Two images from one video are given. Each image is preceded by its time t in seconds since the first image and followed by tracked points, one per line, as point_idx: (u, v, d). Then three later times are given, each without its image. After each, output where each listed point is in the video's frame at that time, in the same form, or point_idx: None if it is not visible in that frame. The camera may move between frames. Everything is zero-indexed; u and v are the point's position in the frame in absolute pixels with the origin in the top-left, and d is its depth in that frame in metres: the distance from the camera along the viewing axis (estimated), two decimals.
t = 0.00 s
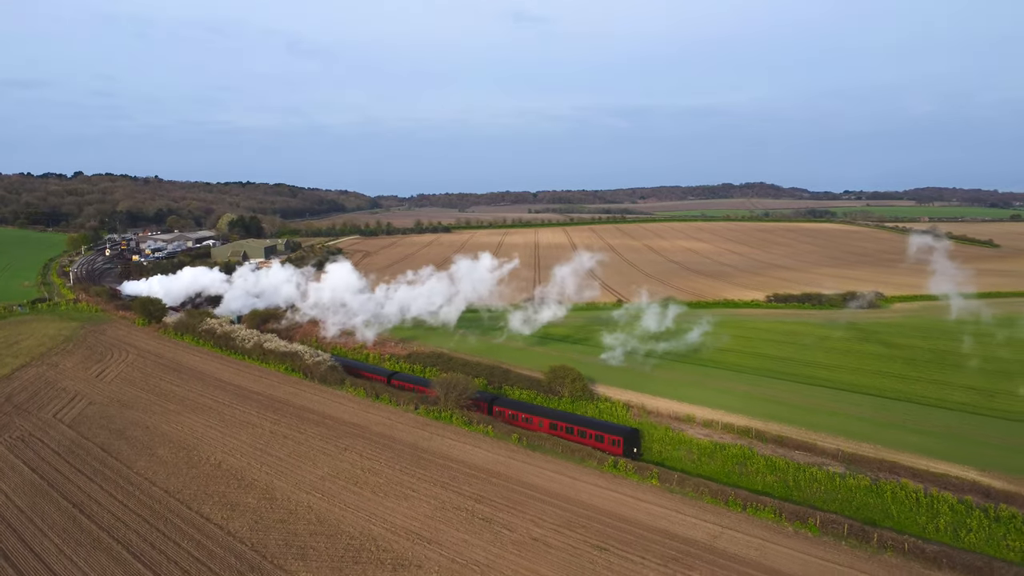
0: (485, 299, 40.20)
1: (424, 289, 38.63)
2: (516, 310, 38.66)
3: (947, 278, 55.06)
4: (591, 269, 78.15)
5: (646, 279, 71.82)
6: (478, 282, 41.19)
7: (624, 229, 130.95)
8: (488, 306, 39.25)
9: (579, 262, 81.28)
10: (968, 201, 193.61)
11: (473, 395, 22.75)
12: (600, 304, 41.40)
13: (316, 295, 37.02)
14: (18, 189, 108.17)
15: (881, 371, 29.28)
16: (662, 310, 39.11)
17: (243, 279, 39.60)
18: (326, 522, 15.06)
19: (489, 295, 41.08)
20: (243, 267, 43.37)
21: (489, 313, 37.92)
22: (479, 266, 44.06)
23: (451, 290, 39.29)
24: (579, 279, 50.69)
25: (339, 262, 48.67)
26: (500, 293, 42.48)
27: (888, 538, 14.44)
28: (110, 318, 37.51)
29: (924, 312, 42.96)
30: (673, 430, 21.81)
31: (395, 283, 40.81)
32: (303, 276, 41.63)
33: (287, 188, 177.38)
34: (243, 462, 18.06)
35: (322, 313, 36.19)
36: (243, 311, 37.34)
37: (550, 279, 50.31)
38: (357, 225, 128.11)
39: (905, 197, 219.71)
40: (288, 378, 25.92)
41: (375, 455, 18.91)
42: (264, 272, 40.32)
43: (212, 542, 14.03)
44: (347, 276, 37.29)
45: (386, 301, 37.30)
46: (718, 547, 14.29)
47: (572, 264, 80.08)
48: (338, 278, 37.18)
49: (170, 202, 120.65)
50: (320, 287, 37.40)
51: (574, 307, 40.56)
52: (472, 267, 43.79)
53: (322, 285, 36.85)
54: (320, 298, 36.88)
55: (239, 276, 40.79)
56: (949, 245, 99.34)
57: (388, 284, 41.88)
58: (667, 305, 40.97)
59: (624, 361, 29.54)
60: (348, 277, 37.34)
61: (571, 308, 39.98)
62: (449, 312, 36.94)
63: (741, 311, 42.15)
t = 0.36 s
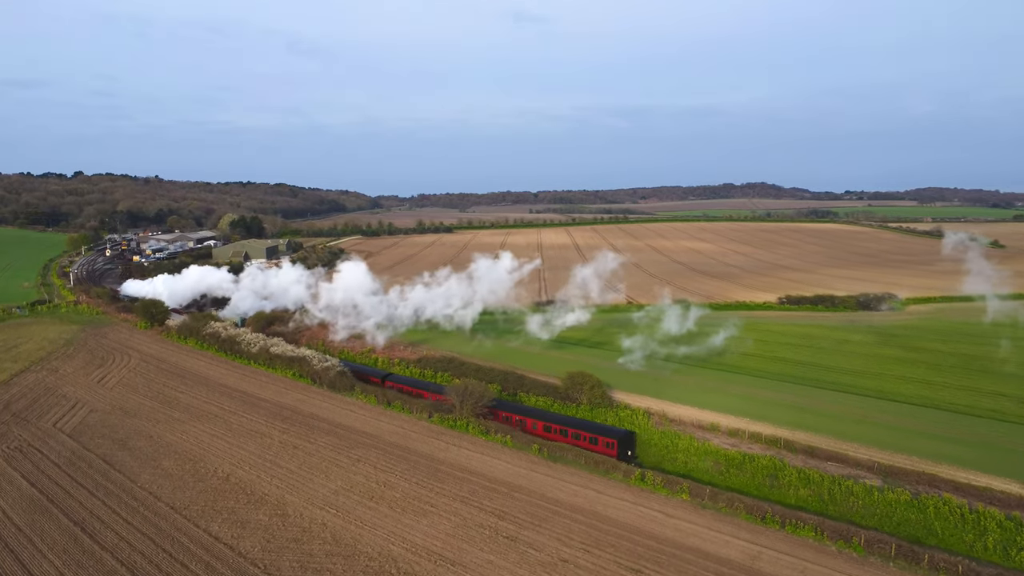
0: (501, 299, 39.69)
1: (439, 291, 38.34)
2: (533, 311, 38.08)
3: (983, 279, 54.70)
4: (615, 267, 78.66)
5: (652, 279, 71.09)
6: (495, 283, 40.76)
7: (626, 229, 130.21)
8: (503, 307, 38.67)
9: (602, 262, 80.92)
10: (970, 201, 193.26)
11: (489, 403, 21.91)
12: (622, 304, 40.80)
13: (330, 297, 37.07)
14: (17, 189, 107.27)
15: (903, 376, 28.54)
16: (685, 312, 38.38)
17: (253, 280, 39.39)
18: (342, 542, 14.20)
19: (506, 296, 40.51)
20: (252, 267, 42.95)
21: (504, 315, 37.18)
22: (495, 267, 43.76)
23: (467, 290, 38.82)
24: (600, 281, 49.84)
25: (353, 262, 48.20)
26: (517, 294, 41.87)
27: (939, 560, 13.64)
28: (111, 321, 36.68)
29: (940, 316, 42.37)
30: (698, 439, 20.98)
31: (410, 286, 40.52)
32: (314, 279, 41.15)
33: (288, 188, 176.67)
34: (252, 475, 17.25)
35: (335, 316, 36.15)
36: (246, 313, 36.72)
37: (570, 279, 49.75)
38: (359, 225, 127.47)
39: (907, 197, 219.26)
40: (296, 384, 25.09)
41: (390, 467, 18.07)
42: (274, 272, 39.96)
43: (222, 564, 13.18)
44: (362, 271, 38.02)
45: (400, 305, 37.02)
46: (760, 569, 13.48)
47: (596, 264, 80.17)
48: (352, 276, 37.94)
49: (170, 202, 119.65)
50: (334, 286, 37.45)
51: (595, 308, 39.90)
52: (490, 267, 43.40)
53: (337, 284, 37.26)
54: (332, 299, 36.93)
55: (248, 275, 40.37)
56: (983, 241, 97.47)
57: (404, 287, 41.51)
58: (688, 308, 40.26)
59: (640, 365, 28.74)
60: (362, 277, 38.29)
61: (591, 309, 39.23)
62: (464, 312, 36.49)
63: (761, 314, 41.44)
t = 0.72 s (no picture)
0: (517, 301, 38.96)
1: (454, 294, 37.79)
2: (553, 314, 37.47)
3: None
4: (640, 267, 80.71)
5: (658, 279, 70.34)
6: (512, 284, 40.11)
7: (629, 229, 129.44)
8: (519, 309, 37.99)
9: (629, 263, 82.32)
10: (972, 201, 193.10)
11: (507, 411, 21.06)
12: (643, 306, 40.10)
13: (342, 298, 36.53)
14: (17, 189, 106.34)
15: (928, 381, 27.78)
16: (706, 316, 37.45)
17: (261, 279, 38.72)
18: (361, 563, 13.38)
19: (525, 298, 39.86)
20: (262, 267, 42.47)
21: (520, 317, 36.45)
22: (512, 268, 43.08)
23: (483, 293, 38.26)
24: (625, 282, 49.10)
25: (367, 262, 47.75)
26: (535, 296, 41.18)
27: None
28: (113, 323, 35.83)
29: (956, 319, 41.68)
30: (725, 449, 20.17)
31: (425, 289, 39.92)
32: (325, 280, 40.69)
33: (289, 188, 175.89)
34: (262, 488, 16.44)
35: (346, 317, 35.66)
36: (249, 315, 36.64)
37: (590, 280, 49.25)
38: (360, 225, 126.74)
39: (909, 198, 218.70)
40: (305, 391, 24.26)
41: (407, 480, 17.24)
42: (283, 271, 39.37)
43: None
44: (375, 268, 37.23)
45: (414, 306, 36.43)
46: None
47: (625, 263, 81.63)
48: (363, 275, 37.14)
49: (171, 202, 118.60)
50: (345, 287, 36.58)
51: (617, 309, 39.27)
52: (511, 266, 42.81)
53: (348, 284, 36.49)
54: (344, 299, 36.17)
55: (256, 274, 39.74)
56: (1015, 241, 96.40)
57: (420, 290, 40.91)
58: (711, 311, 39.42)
59: (658, 370, 27.96)
60: (374, 274, 37.49)
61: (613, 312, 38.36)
62: (479, 315, 35.94)
63: (778, 316, 40.63)
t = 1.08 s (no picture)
0: (533, 306, 38.58)
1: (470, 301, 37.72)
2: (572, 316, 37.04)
3: None
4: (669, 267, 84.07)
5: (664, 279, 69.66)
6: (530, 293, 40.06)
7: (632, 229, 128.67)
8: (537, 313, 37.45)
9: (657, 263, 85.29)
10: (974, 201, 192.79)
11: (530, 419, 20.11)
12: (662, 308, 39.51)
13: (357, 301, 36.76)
14: (17, 188, 105.47)
15: (957, 386, 26.97)
16: (726, 320, 36.63)
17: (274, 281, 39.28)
18: None
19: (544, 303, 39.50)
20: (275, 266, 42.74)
21: (537, 322, 35.78)
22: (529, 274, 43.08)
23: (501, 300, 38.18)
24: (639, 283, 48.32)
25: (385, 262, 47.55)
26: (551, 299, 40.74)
27: None
28: (115, 326, 35.01)
29: (973, 321, 41.01)
30: (755, 460, 19.37)
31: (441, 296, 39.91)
32: (337, 286, 40.40)
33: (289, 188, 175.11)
34: (275, 504, 15.61)
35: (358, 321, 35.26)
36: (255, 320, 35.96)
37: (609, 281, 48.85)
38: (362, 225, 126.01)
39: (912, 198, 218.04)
40: (314, 397, 23.43)
41: (426, 495, 16.40)
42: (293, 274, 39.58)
43: None
44: (393, 269, 39.95)
45: (430, 314, 36.37)
46: None
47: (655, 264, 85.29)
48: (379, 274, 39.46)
49: (171, 202, 117.60)
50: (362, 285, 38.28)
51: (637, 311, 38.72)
52: (532, 273, 42.97)
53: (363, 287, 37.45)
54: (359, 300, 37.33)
55: (267, 275, 39.93)
56: None
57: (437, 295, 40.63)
58: (735, 313, 38.83)
59: (678, 375, 27.22)
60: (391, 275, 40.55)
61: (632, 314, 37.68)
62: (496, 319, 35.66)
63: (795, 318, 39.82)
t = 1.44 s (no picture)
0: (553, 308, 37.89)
1: (490, 306, 37.37)
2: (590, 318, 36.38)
3: None
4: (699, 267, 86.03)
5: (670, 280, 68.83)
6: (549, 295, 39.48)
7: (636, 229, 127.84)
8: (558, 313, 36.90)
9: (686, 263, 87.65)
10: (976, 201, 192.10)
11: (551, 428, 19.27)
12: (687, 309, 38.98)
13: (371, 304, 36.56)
14: (16, 188, 104.61)
15: (986, 392, 26.12)
16: (745, 323, 35.73)
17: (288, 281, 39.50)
18: None
19: (566, 304, 38.91)
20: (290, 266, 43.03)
21: (554, 325, 35.04)
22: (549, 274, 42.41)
23: (518, 303, 37.72)
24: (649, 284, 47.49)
25: (404, 263, 47.22)
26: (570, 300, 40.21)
27: None
28: (117, 329, 34.19)
29: (991, 324, 40.20)
30: (788, 471, 18.55)
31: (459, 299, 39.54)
32: (349, 285, 39.86)
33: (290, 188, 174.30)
34: (289, 520, 14.78)
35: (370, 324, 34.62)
36: (259, 321, 35.57)
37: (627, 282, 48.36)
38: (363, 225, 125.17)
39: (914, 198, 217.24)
40: (324, 405, 22.60)
41: (447, 510, 15.55)
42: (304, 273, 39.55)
43: None
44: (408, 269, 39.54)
45: (446, 318, 36.01)
46: None
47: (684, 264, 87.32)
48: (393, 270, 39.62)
49: (172, 202, 116.55)
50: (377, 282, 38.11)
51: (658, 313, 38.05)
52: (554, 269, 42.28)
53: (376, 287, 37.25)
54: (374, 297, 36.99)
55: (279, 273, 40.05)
56: None
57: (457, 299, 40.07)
58: (760, 315, 38.10)
59: (699, 380, 26.44)
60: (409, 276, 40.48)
61: (652, 317, 36.91)
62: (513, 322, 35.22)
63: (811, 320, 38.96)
